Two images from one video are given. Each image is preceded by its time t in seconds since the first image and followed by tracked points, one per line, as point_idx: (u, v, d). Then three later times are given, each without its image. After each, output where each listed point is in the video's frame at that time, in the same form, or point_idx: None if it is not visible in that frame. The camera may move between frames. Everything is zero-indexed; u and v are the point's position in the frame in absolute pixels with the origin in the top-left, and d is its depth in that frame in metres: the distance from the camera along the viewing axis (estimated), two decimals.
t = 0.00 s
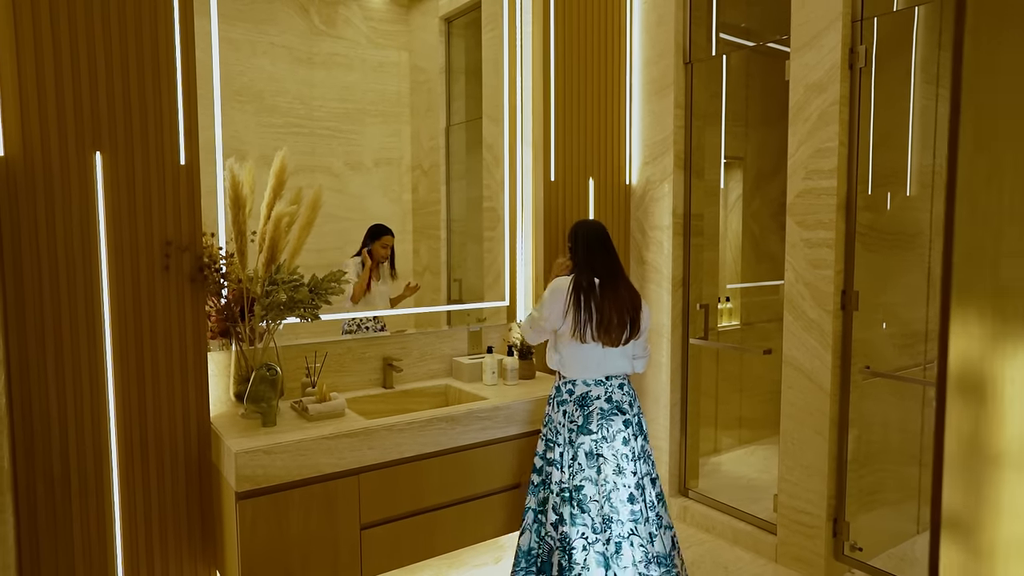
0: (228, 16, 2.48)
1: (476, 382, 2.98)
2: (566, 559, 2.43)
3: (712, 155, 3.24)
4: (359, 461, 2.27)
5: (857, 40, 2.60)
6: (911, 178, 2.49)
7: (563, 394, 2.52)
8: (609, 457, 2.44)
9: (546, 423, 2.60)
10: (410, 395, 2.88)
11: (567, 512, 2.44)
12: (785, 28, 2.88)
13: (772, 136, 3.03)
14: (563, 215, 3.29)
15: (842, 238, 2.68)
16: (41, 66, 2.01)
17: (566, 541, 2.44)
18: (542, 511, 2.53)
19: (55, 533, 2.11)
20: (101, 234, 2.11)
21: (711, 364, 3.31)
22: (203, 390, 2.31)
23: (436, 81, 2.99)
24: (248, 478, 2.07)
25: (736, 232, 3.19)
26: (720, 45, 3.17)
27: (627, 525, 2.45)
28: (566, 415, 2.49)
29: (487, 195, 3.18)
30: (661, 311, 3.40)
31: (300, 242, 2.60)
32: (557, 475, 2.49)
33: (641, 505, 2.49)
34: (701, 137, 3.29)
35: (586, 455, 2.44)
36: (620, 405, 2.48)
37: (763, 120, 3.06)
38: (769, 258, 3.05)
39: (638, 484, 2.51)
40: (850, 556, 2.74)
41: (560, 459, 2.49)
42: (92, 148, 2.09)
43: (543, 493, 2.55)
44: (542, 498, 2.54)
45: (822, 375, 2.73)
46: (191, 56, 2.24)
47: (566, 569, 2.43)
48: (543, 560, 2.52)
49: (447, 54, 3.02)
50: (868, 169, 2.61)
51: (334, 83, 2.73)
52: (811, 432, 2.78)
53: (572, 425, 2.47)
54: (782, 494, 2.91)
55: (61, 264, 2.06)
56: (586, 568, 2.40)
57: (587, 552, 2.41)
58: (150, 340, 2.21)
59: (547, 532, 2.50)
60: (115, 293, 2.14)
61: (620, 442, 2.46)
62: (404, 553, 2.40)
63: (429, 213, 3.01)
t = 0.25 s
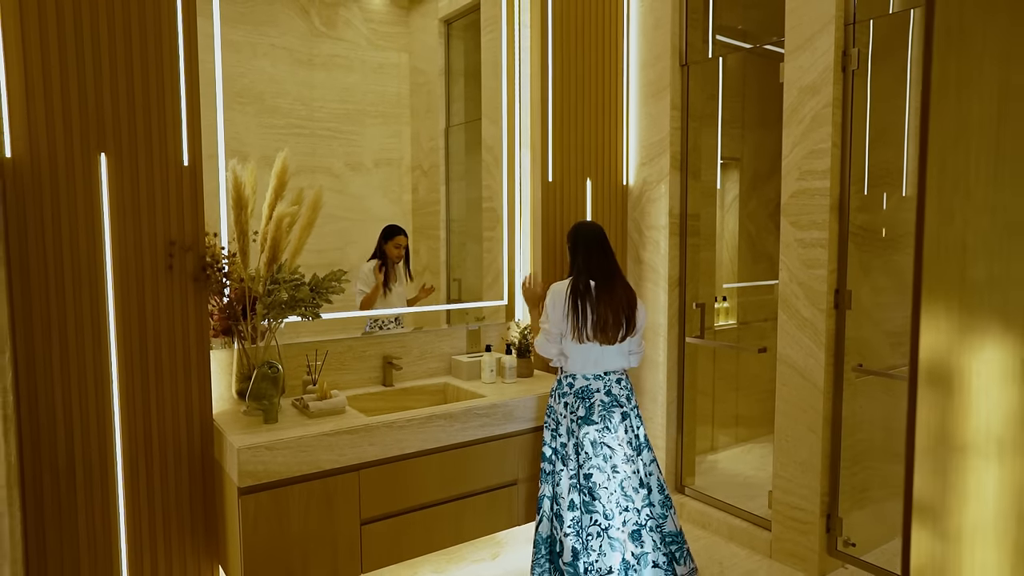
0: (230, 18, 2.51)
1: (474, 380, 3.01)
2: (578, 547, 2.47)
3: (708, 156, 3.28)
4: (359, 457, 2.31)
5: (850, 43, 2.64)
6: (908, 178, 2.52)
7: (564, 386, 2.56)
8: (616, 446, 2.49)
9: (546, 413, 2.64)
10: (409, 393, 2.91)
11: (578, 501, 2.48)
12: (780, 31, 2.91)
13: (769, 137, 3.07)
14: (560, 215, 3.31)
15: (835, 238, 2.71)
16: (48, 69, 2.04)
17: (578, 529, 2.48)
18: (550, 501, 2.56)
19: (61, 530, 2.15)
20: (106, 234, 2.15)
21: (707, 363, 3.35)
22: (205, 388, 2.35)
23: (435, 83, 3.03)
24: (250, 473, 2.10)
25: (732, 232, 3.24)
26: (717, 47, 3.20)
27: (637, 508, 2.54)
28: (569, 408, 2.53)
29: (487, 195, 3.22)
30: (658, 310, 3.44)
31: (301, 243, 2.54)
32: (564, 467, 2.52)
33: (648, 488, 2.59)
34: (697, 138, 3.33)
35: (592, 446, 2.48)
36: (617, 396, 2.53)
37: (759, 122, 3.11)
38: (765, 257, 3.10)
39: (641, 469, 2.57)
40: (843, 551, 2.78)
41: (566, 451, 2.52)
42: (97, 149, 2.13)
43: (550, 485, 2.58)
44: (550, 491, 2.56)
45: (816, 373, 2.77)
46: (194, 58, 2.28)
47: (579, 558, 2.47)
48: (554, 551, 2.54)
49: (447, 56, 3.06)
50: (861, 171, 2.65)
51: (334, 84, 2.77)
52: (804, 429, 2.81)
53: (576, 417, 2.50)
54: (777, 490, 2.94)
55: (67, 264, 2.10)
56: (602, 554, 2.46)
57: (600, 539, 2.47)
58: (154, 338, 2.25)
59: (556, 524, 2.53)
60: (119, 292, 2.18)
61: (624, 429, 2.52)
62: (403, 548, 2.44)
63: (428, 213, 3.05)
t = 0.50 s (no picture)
0: (233, 19, 2.55)
1: (474, 377, 3.05)
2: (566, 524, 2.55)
3: (705, 156, 3.32)
4: (359, 453, 2.35)
5: (844, 45, 2.67)
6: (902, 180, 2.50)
7: (561, 372, 2.62)
8: (607, 430, 2.52)
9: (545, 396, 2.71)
10: (409, 390, 2.95)
11: (565, 479, 2.55)
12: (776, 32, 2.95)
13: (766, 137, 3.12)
14: (558, 215, 3.34)
15: (830, 237, 2.75)
16: (53, 71, 2.07)
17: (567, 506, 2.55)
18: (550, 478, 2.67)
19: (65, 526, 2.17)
20: (110, 233, 2.18)
21: (705, 360, 3.40)
22: (208, 385, 2.38)
23: (435, 83, 3.07)
24: (253, 468, 2.14)
25: (730, 232, 3.30)
26: (714, 48, 3.23)
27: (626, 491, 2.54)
28: (564, 390, 2.60)
29: (486, 195, 3.26)
30: (655, 309, 3.48)
31: (304, 241, 2.55)
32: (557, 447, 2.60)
33: (643, 471, 2.60)
34: (695, 138, 3.36)
35: (582, 428, 2.52)
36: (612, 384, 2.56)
37: (757, 123, 3.16)
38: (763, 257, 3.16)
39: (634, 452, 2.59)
40: (838, 547, 2.81)
41: (560, 432, 2.59)
42: (102, 150, 2.16)
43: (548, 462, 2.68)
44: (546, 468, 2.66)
45: (811, 371, 2.80)
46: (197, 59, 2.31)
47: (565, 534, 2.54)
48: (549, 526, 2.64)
49: (446, 57, 3.10)
50: (855, 171, 2.68)
51: (335, 85, 2.81)
52: (799, 425, 2.85)
53: (570, 400, 2.56)
54: (773, 486, 2.98)
55: (72, 263, 2.13)
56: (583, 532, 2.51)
57: (586, 517, 2.52)
58: (157, 335, 2.28)
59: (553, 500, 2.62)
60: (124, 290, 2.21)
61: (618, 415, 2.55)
62: (403, 543, 2.47)
63: (428, 212, 3.09)
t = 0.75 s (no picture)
0: (235, 21, 2.58)
1: (474, 376, 3.08)
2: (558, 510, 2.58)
3: (703, 156, 3.35)
4: (360, 450, 2.38)
5: (839, 47, 2.70)
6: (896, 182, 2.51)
7: (571, 366, 2.63)
8: (610, 421, 2.58)
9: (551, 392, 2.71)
10: (410, 388, 2.98)
11: (564, 468, 2.57)
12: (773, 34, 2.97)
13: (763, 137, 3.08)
14: (557, 214, 3.37)
15: (825, 237, 2.78)
16: (59, 73, 2.09)
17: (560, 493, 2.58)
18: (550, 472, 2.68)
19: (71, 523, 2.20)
20: (115, 233, 2.21)
21: (702, 359, 3.41)
22: (212, 384, 2.42)
23: (435, 84, 3.10)
24: (256, 465, 2.17)
25: (728, 229, 3.27)
26: (712, 49, 3.26)
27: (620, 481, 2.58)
28: (574, 384, 2.61)
29: (486, 195, 3.29)
30: (653, 309, 3.51)
31: (305, 243, 2.59)
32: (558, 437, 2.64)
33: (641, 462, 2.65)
34: (692, 138, 3.39)
35: (588, 419, 2.58)
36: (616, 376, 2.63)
37: (755, 123, 3.14)
38: (760, 256, 3.12)
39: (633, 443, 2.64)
40: (833, 543, 2.84)
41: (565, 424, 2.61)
42: (107, 151, 2.19)
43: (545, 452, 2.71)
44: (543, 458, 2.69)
45: (806, 369, 2.83)
46: (200, 61, 2.35)
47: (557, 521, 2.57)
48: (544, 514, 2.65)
49: (447, 58, 3.13)
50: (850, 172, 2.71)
51: (336, 86, 2.84)
52: (795, 423, 2.89)
53: (579, 394, 2.59)
54: (769, 483, 3.01)
55: (77, 264, 2.15)
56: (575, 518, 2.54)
57: (578, 504, 2.55)
58: (161, 333, 2.31)
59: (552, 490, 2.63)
60: (129, 289, 2.24)
61: (620, 407, 2.62)
62: (404, 540, 2.50)
63: (428, 212, 3.12)
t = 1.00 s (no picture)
0: (238, 22, 2.61)
1: (474, 374, 3.11)
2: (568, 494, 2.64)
3: (701, 157, 3.37)
4: (361, 447, 2.41)
5: (835, 48, 2.73)
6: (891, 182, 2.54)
7: (594, 361, 2.69)
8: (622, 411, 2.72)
9: (568, 386, 2.72)
10: (411, 386, 3.01)
11: (582, 457, 2.64)
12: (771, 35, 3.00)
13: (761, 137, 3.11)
14: (557, 214, 3.39)
15: (822, 236, 2.81)
16: (65, 75, 2.12)
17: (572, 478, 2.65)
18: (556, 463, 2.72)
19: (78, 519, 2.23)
20: (120, 233, 2.24)
21: (700, 357, 3.44)
22: (215, 382, 2.45)
23: (436, 84, 3.13)
24: (259, 461, 2.20)
25: (726, 229, 3.30)
26: (710, 50, 3.29)
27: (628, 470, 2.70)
28: (598, 378, 2.69)
29: (486, 195, 3.32)
30: (652, 307, 3.54)
31: (307, 242, 2.65)
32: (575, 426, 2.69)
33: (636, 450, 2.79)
34: (691, 138, 3.42)
35: (607, 410, 2.69)
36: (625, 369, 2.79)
37: (754, 124, 3.15)
38: (759, 256, 3.14)
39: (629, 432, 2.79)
40: (831, 540, 2.87)
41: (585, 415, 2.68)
42: (112, 152, 2.21)
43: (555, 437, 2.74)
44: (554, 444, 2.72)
45: (804, 367, 2.86)
46: (203, 62, 2.37)
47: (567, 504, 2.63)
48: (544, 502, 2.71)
49: (447, 58, 3.16)
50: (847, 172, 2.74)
51: (337, 87, 2.87)
52: (792, 421, 2.92)
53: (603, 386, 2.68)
54: (766, 481, 3.04)
55: (82, 263, 2.17)
56: (587, 503, 2.61)
57: (590, 490, 2.63)
58: (165, 332, 2.34)
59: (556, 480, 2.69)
60: (133, 288, 2.27)
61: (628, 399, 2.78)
62: (405, 536, 2.53)
63: (429, 212, 3.15)
